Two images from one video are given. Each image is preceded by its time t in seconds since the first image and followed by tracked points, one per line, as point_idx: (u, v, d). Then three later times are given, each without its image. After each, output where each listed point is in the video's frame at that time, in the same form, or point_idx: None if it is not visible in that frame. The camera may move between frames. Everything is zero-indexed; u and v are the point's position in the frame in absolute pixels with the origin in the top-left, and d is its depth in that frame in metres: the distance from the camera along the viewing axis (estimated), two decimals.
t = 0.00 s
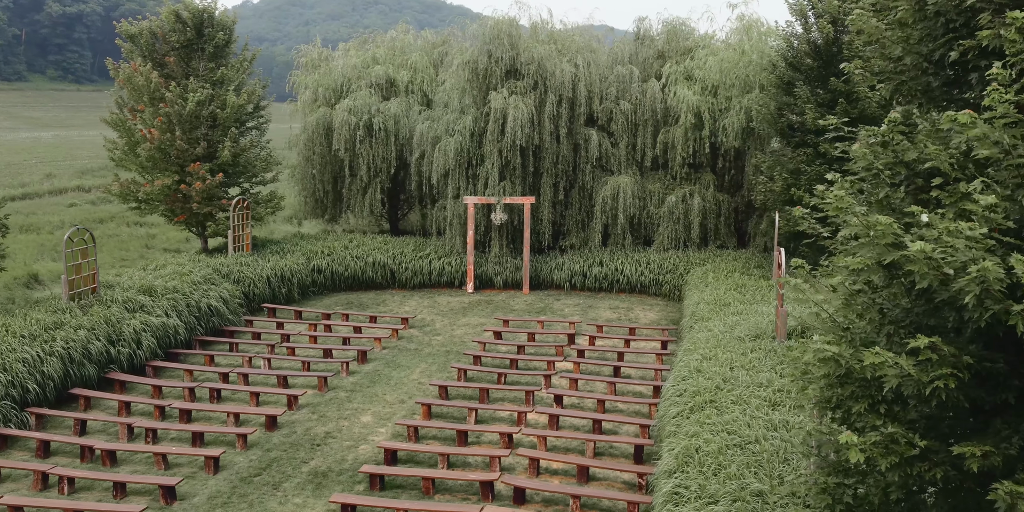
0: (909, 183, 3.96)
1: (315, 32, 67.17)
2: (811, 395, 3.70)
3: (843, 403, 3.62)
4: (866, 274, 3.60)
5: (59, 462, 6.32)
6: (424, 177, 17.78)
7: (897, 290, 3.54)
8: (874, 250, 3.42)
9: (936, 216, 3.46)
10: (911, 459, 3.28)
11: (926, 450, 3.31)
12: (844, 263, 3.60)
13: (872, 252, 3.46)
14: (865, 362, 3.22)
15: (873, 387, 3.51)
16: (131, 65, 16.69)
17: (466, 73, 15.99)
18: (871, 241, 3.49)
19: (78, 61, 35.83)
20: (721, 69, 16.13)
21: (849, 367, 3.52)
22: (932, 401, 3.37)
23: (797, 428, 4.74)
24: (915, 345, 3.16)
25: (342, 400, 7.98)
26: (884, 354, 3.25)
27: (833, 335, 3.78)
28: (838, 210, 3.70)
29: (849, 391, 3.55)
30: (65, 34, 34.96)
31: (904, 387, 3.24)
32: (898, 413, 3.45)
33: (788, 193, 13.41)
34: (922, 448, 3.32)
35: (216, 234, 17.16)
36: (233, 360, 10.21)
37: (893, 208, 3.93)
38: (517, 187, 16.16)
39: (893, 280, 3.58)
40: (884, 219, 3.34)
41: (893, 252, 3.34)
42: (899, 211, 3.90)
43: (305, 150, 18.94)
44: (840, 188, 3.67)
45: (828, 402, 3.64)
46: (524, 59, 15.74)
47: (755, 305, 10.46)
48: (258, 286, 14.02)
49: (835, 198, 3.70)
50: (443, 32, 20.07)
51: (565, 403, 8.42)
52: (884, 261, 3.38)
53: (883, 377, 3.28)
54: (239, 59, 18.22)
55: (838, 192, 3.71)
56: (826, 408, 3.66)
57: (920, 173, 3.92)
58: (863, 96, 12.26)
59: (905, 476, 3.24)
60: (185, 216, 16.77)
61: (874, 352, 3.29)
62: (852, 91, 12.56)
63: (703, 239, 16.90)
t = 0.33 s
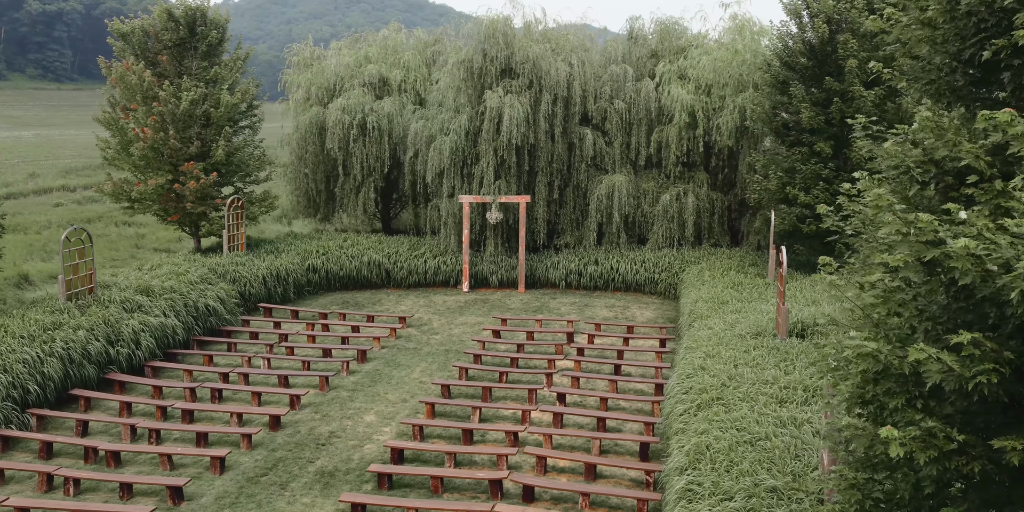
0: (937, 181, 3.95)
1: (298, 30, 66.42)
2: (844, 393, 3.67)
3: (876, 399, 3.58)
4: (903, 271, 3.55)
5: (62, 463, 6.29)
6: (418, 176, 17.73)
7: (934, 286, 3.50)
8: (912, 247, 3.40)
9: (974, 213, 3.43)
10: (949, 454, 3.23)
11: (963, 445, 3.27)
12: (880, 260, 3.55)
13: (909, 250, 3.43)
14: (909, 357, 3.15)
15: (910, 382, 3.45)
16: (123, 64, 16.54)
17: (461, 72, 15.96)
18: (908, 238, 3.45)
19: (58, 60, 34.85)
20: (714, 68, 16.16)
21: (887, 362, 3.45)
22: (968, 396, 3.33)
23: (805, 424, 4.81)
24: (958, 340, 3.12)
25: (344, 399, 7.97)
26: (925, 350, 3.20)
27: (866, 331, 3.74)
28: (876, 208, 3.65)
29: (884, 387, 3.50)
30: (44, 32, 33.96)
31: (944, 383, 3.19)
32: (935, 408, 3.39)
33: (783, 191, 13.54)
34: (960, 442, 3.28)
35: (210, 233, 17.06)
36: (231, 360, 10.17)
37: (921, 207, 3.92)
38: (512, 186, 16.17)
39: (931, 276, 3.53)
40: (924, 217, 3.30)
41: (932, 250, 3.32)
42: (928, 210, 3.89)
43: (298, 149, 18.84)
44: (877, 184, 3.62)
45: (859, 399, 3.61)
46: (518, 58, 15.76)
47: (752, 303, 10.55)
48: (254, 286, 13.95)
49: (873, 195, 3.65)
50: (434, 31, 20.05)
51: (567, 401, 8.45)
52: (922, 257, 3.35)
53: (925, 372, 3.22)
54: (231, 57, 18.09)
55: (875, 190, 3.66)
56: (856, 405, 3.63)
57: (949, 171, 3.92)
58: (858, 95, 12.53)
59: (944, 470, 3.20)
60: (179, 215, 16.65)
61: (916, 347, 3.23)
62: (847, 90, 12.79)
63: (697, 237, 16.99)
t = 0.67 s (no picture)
0: (966, 180, 3.98)
1: (280, 28, 65.86)
2: (875, 389, 3.70)
3: (908, 395, 3.61)
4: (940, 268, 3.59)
5: (65, 465, 6.26)
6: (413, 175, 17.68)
7: (972, 283, 3.54)
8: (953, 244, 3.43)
9: (1010, 210, 3.49)
10: (985, 448, 3.28)
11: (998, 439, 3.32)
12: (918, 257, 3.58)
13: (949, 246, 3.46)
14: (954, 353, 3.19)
15: (947, 377, 3.47)
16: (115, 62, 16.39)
17: (456, 71, 15.93)
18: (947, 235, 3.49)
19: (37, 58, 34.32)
20: (707, 67, 16.25)
21: (926, 359, 3.46)
22: (1002, 391, 3.39)
23: (814, 421, 4.91)
24: (1001, 336, 3.17)
25: (347, 399, 7.96)
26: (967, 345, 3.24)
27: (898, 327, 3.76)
28: (916, 206, 3.68)
29: (920, 383, 3.52)
30: (22, 30, 33.46)
31: (985, 378, 3.24)
32: (971, 403, 3.44)
33: (778, 190, 13.64)
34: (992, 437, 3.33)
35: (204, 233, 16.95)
36: (231, 361, 10.14)
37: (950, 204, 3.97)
38: (507, 185, 16.18)
39: (968, 273, 3.57)
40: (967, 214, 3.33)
41: (974, 246, 3.35)
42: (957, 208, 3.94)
43: (291, 148, 18.75)
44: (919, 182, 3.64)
45: (889, 396, 3.64)
46: (513, 57, 15.76)
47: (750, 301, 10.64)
48: (250, 285, 13.88)
49: (913, 192, 3.67)
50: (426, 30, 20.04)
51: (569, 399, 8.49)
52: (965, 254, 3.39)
53: (967, 368, 3.26)
54: (225, 56, 17.98)
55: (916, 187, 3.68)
56: (886, 401, 3.67)
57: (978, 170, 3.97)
58: (852, 94, 12.68)
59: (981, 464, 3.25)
60: (172, 215, 16.51)
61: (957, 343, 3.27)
62: (842, 90, 12.93)
63: (691, 236, 17.07)
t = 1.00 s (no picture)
0: (1000, 179, 4.03)
1: (269, 27, 65.59)
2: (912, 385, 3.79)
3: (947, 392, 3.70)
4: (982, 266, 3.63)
5: (75, 467, 6.25)
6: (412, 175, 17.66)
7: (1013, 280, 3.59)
8: (998, 242, 3.47)
9: None
10: None
11: None
12: (960, 254, 3.62)
13: (993, 244, 3.51)
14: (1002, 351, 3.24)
15: (989, 374, 3.53)
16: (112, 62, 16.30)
17: (455, 71, 15.92)
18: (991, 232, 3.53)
19: (22, 58, 34.07)
20: (706, 67, 16.32)
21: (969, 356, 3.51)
22: None
23: (828, 419, 4.99)
24: None
25: (354, 399, 7.96)
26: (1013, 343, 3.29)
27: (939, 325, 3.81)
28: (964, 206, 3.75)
29: (962, 379, 3.58)
30: (7, 30, 33.24)
31: None
32: (1013, 398, 3.50)
33: (778, 189, 13.70)
34: None
35: (203, 233, 16.89)
36: (235, 361, 10.12)
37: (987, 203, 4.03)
38: (507, 185, 16.19)
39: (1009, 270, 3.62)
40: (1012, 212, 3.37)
41: (1018, 244, 3.40)
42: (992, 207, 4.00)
43: (289, 148, 18.68)
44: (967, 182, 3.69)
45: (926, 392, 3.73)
46: (513, 57, 15.77)
47: (754, 300, 10.68)
48: (251, 286, 13.84)
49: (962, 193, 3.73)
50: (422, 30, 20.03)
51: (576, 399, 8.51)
52: (1008, 251, 3.44)
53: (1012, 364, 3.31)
54: (223, 56, 17.91)
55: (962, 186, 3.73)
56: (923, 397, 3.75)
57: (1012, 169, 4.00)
58: (852, 94, 12.75)
59: None
60: (171, 215, 16.44)
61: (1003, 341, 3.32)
62: (842, 90, 12.99)
63: (690, 235, 17.11)
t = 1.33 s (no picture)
0: None
1: (263, 26, 65.39)
2: (953, 382, 3.89)
3: (988, 388, 3.81)
4: None
5: (89, 467, 6.24)
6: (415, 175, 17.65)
7: None
8: None
9: None
10: None
11: None
12: (1006, 253, 3.74)
13: None
14: None
15: None
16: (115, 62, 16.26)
17: (458, 71, 15.93)
18: None
19: (12, 58, 33.91)
20: (708, 67, 16.35)
21: (1015, 354, 3.62)
22: None
23: (846, 417, 5.02)
24: None
25: (365, 399, 7.96)
26: None
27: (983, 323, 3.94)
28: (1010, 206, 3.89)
29: (1004, 376, 3.70)
30: None
31: None
32: None
33: (782, 189, 13.73)
34: None
35: (207, 233, 16.85)
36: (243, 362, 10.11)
37: None
38: (510, 185, 16.19)
39: None
40: None
41: None
42: None
43: (290, 148, 18.63)
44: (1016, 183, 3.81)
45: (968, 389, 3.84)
46: (516, 57, 15.76)
47: (762, 299, 10.70)
48: (256, 286, 13.81)
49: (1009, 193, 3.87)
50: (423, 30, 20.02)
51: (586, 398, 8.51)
52: None
53: None
54: (226, 56, 17.86)
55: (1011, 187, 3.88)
56: (965, 394, 3.86)
57: None
58: (856, 94, 12.76)
59: None
60: (174, 215, 16.39)
61: None
62: (846, 90, 13.00)
63: (693, 235, 17.12)
